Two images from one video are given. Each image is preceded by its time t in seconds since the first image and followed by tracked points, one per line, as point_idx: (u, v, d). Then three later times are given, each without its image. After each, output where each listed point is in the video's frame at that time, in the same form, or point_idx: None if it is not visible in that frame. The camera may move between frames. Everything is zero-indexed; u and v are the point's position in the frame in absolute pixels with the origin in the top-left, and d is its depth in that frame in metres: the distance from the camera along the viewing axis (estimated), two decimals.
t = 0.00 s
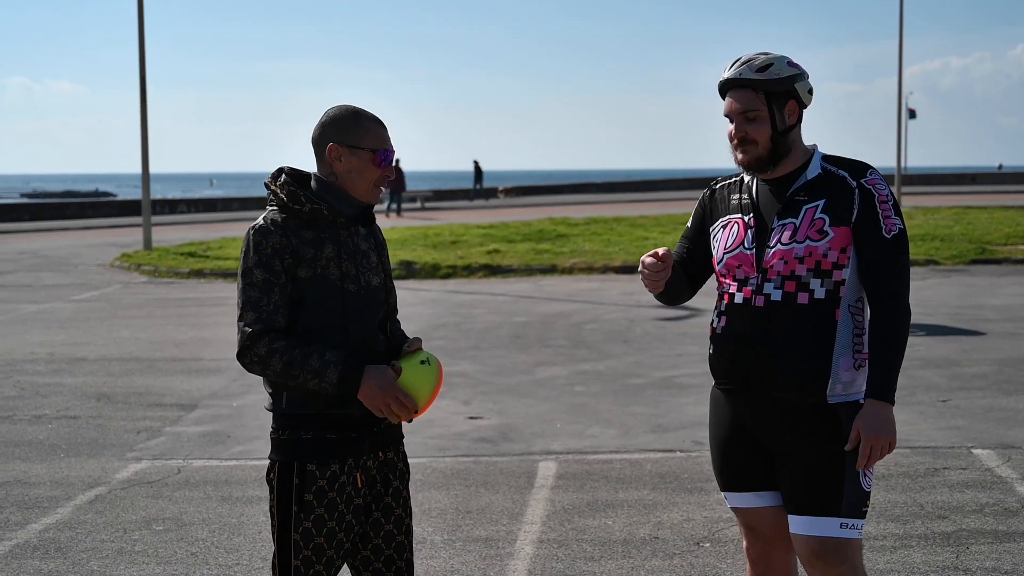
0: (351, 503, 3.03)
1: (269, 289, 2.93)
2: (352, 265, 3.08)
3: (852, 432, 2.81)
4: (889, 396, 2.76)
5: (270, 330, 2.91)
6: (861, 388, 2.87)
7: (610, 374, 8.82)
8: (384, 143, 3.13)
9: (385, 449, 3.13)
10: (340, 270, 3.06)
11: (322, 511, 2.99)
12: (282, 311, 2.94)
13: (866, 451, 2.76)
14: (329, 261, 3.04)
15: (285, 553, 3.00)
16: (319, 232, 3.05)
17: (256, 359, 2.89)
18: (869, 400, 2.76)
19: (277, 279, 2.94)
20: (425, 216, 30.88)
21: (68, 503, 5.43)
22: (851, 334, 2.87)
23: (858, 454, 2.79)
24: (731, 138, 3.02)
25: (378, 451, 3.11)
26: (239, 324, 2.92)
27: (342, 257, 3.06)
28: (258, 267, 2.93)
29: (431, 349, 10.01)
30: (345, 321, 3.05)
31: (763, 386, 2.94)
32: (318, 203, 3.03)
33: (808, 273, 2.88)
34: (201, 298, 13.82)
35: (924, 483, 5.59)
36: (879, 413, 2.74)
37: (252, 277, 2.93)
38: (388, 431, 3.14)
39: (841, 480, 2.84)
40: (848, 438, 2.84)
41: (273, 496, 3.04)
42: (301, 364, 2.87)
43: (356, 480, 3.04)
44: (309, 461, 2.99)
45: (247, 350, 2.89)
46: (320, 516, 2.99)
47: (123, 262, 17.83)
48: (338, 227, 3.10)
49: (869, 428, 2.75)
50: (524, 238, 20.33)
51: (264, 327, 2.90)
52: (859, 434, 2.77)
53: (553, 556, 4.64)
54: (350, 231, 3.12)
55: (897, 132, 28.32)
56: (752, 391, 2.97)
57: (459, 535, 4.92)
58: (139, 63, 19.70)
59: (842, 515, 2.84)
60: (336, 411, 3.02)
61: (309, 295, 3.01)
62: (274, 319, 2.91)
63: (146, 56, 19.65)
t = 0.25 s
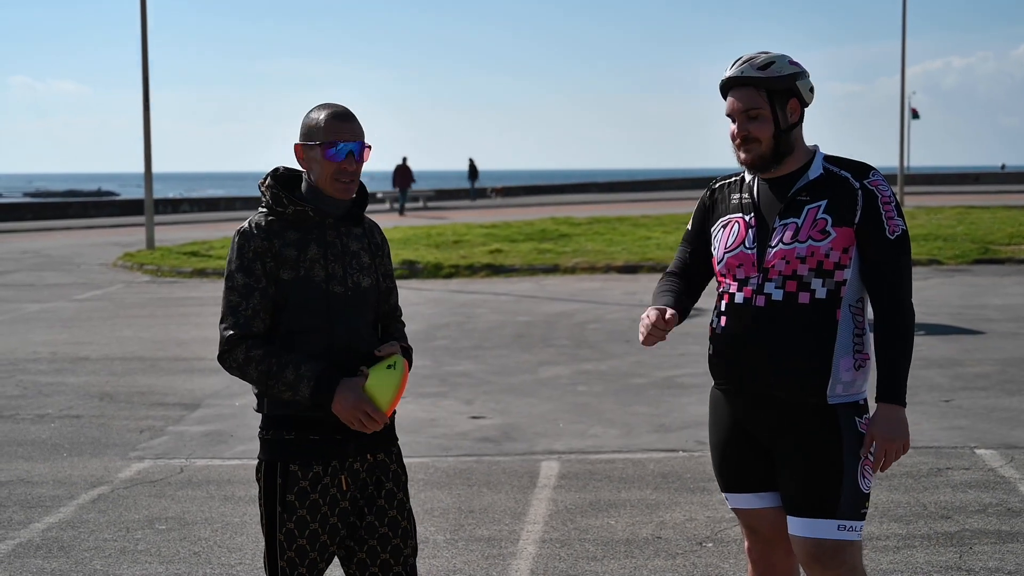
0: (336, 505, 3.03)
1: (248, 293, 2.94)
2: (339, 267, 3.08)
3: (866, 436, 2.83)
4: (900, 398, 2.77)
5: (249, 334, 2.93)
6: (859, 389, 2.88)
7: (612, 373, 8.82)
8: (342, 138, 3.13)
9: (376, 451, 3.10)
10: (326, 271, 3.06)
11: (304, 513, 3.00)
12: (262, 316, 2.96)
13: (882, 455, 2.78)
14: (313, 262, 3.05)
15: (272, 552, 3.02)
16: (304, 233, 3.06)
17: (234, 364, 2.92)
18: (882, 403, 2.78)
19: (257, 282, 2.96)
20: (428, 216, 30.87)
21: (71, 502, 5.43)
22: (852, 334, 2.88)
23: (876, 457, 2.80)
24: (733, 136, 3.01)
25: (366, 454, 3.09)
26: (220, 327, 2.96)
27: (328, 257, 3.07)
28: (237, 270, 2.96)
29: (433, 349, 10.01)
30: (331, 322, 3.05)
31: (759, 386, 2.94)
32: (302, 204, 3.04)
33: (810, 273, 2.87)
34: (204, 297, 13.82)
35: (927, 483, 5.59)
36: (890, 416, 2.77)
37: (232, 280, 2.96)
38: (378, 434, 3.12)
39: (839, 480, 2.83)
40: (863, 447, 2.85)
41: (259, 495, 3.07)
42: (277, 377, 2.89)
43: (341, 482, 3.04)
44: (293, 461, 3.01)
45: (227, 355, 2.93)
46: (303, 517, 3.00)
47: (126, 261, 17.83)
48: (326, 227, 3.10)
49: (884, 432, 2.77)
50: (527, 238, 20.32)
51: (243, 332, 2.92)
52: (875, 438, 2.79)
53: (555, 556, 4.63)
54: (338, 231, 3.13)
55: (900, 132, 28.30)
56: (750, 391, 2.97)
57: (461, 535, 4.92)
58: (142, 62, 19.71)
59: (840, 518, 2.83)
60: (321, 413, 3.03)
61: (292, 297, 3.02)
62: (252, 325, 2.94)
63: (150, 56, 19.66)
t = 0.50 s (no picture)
0: (326, 506, 3.02)
1: (232, 296, 2.98)
2: (326, 267, 3.07)
3: (853, 433, 2.82)
4: (893, 398, 2.79)
5: (230, 337, 2.97)
6: (860, 391, 2.88)
7: (614, 373, 8.81)
8: (316, 136, 3.13)
9: (371, 452, 3.09)
10: (313, 272, 3.06)
11: (292, 512, 3.00)
12: (245, 319, 3.00)
13: (867, 452, 2.78)
14: (298, 263, 3.05)
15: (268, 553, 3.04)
16: (289, 234, 3.07)
17: (220, 368, 2.98)
18: (873, 402, 2.79)
19: (241, 286, 3.00)
20: (430, 215, 30.86)
21: (72, 502, 5.43)
22: (852, 335, 2.88)
23: (861, 456, 2.80)
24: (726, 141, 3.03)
25: (358, 454, 3.07)
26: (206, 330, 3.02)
27: (314, 258, 3.07)
28: (222, 274, 3.01)
29: (435, 349, 10.00)
30: (316, 324, 3.04)
31: (755, 386, 2.94)
32: (285, 206, 3.06)
33: (812, 275, 2.87)
34: (206, 297, 13.82)
35: (929, 483, 5.58)
36: (880, 414, 2.77)
37: (218, 283, 3.02)
38: (372, 433, 3.10)
39: (836, 482, 2.83)
40: (849, 440, 2.84)
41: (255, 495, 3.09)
42: (256, 381, 2.94)
43: (330, 483, 3.03)
44: (280, 461, 3.02)
45: (213, 359, 2.98)
46: (291, 517, 3.01)
47: (128, 261, 17.84)
48: (313, 227, 3.10)
49: (875, 434, 2.77)
50: (528, 238, 20.32)
51: (226, 336, 2.97)
52: (863, 435, 2.79)
53: (557, 556, 4.63)
54: (326, 231, 3.12)
55: (901, 132, 28.29)
56: (748, 391, 2.97)
57: (463, 535, 4.92)
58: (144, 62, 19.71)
59: (838, 519, 2.82)
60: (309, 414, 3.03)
61: (277, 299, 3.04)
62: (234, 328, 2.98)
63: (151, 56, 19.67)
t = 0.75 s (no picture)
0: (325, 507, 3.03)
1: (228, 294, 2.99)
2: (320, 266, 3.06)
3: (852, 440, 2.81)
4: (887, 403, 2.75)
5: (226, 334, 2.98)
6: (855, 391, 2.86)
7: (615, 373, 8.81)
8: (305, 135, 3.14)
9: (368, 455, 3.09)
10: (306, 271, 3.05)
11: (292, 514, 3.00)
12: (240, 318, 3.01)
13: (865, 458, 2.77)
14: (292, 262, 3.05)
15: (266, 551, 3.05)
16: (283, 233, 3.07)
17: (217, 365, 2.98)
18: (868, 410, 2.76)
19: (235, 284, 3.00)
20: (430, 216, 30.85)
21: (73, 502, 5.43)
22: (843, 336, 2.85)
23: (859, 462, 2.79)
24: (722, 131, 3.06)
25: (356, 457, 3.07)
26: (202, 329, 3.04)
27: (308, 256, 3.06)
28: (216, 273, 3.02)
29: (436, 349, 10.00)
30: (312, 322, 3.05)
31: (751, 386, 2.94)
32: (276, 204, 3.06)
33: (796, 276, 2.87)
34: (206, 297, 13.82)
35: (929, 483, 5.58)
36: (875, 423, 2.75)
37: (213, 282, 3.03)
38: (373, 436, 3.12)
39: (833, 482, 2.82)
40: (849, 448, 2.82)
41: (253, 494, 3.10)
42: (251, 376, 2.93)
43: (329, 485, 3.03)
44: (279, 462, 3.02)
45: (210, 358, 2.99)
46: (290, 518, 3.01)
47: (130, 261, 17.84)
48: (306, 226, 3.10)
49: (867, 437, 2.75)
50: (529, 238, 20.32)
51: (221, 333, 2.98)
52: (859, 444, 2.77)
53: (558, 556, 4.63)
54: (320, 229, 3.11)
55: (903, 133, 28.29)
56: (743, 390, 2.97)
57: (464, 535, 4.92)
58: (145, 62, 19.71)
59: (837, 520, 2.82)
60: (305, 414, 3.03)
61: (271, 298, 3.04)
62: (229, 327, 2.99)
63: (152, 56, 19.67)
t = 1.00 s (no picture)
0: (326, 506, 3.03)
1: (229, 293, 3.01)
2: (323, 265, 3.06)
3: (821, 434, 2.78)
4: (858, 399, 2.73)
5: (226, 333, 3.00)
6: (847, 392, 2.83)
7: (616, 373, 8.81)
8: (305, 134, 3.14)
9: (369, 455, 3.09)
10: (309, 270, 3.05)
11: (293, 513, 3.01)
12: (241, 318, 3.02)
13: (830, 453, 2.73)
14: (296, 261, 3.05)
15: (268, 550, 3.05)
16: (287, 232, 3.08)
17: (217, 364, 2.99)
18: (839, 406, 2.73)
19: (237, 284, 3.01)
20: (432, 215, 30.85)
21: (75, 501, 5.43)
22: (834, 335, 2.83)
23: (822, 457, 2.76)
24: (724, 130, 3.06)
25: (358, 456, 3.07)
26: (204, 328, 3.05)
27: (311, 256, 3.06)
28: (219, 273, 3.04)
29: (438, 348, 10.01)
30: (315, 322, 3.04)
31: (747, 385, 2.95)
32: (279, 204, 3.06)
33: (786, 273, 2.87)
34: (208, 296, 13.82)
35: (931, 483, 5.57)
36: (844, 419, 2.72)
37: (216, 281, 3.04)
38: (375, 436, 3.11)
39: (814, 483, 2.82)
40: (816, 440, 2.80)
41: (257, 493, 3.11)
42: (248, 375, 2.94)
43: (331, 484, 3.03)
44: (281, 461, 3.03)
45: (211, 356, 3.01)
46: (291, 518, 3.01)
47: (132, 261, 17.84)
48: (310, 225, 3.10)
49: (831, 432, 2.73)
50: (531, 237, 20.32)
51: (221, 333, 2.99)
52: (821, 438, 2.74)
53: (559, 555, 4.63)
54: (323, 228, 3.11)
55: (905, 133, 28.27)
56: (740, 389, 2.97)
57: (465, 535, 4.92)
58: (147, 61, 19.72)
59: (816, 521, 2.81)
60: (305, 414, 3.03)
61: (273, 297, 3.05)
62: (229, 326, 3.00)
63: (155, 56, 19.68)
